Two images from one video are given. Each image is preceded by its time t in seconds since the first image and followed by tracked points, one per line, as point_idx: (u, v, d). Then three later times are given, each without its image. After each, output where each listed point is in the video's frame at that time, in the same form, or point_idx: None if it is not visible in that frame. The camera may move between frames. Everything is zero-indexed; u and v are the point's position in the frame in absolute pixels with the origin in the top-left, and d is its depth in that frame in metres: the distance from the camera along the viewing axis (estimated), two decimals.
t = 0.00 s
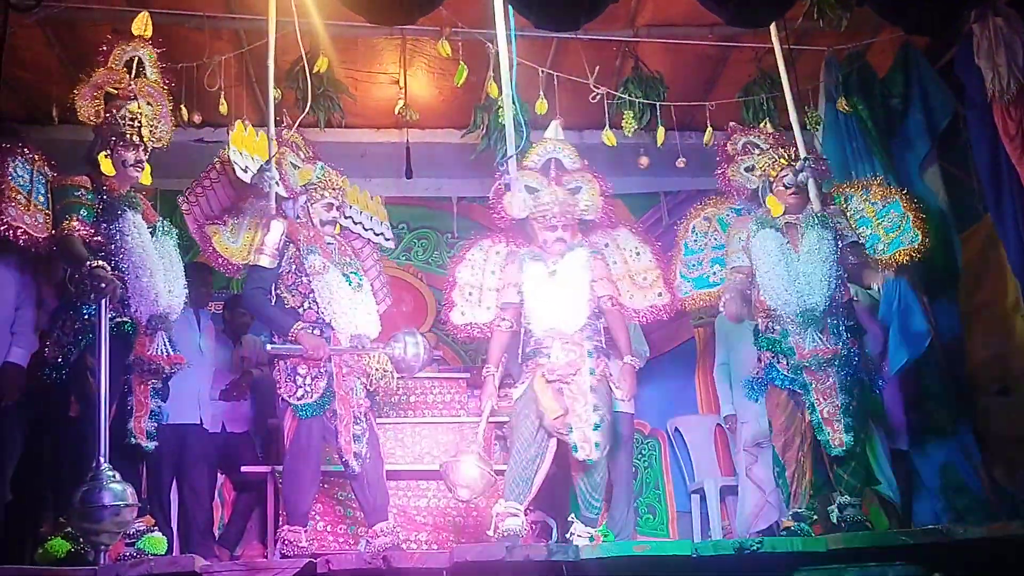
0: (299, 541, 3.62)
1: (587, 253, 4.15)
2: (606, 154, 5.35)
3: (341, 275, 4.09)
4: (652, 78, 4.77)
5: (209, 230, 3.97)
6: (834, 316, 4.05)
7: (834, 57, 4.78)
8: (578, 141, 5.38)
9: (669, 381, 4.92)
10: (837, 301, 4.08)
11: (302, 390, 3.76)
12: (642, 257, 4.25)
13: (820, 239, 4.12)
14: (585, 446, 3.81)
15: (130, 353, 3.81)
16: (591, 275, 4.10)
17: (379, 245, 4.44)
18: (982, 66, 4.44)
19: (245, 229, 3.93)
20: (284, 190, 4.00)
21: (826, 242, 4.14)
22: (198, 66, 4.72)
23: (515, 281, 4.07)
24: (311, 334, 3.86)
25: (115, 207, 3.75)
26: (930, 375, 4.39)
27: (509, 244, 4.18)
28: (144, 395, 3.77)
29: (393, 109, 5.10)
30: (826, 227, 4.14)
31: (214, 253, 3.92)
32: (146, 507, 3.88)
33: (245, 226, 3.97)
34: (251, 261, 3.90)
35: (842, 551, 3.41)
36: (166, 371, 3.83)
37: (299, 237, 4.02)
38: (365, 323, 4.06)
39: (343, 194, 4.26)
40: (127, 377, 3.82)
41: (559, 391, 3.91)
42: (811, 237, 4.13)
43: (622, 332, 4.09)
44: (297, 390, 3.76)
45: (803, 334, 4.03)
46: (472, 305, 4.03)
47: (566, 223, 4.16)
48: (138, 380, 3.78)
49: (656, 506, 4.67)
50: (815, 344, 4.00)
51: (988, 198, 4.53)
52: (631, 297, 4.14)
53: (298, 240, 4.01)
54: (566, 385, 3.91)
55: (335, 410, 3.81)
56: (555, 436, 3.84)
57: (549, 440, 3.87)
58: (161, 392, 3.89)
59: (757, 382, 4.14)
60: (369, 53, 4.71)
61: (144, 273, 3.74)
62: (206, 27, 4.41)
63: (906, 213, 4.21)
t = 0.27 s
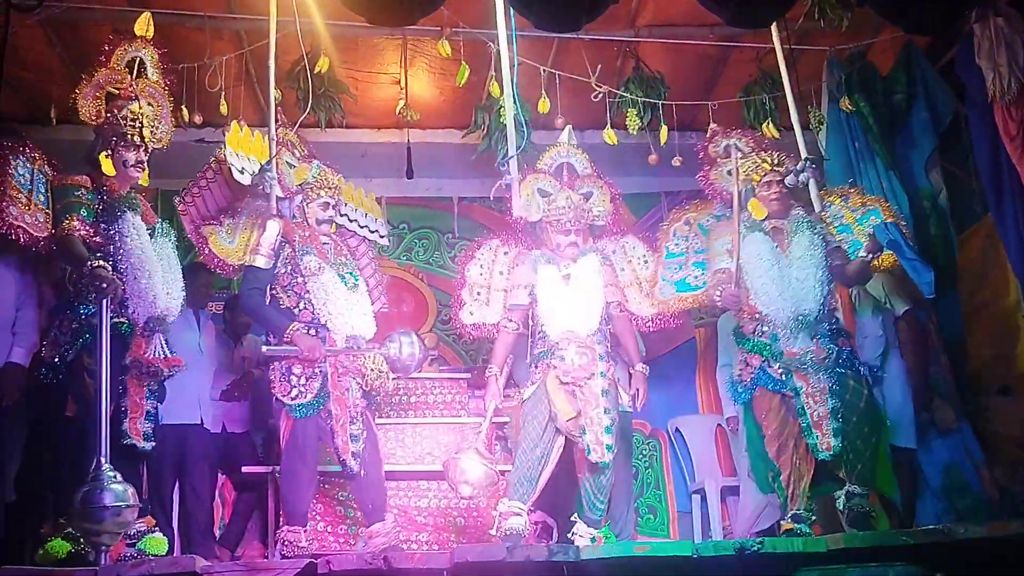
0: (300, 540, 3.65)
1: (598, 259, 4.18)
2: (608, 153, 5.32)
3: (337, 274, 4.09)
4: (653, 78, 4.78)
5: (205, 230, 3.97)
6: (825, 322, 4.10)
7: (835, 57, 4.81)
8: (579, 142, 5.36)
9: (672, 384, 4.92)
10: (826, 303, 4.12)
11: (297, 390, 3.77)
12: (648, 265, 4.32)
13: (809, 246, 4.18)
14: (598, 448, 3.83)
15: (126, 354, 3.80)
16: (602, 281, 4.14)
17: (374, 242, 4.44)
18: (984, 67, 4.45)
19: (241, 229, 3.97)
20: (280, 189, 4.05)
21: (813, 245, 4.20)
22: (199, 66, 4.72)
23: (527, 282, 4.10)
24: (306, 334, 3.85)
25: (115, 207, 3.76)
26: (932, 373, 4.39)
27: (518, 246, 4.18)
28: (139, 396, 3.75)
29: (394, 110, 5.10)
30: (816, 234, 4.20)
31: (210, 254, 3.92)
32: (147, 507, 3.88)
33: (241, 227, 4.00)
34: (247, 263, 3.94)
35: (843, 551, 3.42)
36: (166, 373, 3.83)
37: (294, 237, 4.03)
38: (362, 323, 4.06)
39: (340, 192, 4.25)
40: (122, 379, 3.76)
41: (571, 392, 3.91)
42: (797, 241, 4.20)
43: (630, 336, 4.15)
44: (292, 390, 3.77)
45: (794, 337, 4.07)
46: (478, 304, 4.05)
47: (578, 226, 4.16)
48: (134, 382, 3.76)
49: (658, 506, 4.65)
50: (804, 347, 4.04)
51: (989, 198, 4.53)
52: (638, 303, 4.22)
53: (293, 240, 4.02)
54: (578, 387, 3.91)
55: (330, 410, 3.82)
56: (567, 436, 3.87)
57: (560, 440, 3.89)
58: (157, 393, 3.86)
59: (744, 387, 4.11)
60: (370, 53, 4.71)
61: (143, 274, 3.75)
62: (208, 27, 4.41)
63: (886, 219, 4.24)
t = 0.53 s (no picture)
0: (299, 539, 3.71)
1: (603, 259, 4.20)
2: (610, 152, 5.30)
3: (338, 273, 4.08)
4: (654, 78, 4.79)
5: (204, 234, 3.94)
6: (822, 320, 4.15)
7: (835, 57, 4.81)
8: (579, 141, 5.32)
9: (672, 384, 4.92)
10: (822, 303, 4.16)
11: (296, 390, 3.81)
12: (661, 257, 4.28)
13: (806, 244, 4.23)
14: (597, 448, 3.87)
15: (125, 353, 3.79)
16: (607, 281, 4.15)
17: (383, 235, 4.44)
18: (984, 68, 4.45)
19: (241, 231, 3.96)
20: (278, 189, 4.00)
21: (808, 244, 4.24)
22: (200, 66, 4.72)
23: (532, 283, 4.09)
24: (306, 334, 3.88)
25: (114, 207, 3.77)
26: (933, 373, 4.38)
27: (523, 245, 4.19)
28: (138, 396, 3.75)
29: (395, 110, 5.10)
30: (812, 232, 4.26)
31: (209, 256, 3.88)
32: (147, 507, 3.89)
33: (241, 228, 3.98)
34: (248, 264, 3.91)
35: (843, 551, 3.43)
36: (161, 373, 3.84)
37: (295, 237, 4.04)
38: (363, 321, 4.06)
39: (340, 190, 4.25)
40: (122, 379, 3.76)
41: (572, 392, 3.95)
42: (792, 241, 4.24)
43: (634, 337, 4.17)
44: (290, 389, 3.81)
45: (790, 336, 4.09)
46: (484, 305, 4.07)
47: (582, 227, 4.17)
48: (134, 382, 3.76)
49: (659, 508, 4.56)
50: (800, 346, 4.07)
51: (990, 198, 4.53)
52: (645, 303, 4.18)
53: (294, 240, 4.03)
54: (580, 388, 3.95)
55: (328, 409, 3.85)
56: (568, 436, 3.90)
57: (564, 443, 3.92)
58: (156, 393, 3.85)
59: (742, 386, 4.09)
60: (371, 53, 4.71)
61: (143, 274, 3.76)
62: (209, 27, 4.42)
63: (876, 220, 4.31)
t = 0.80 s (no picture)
0: (301, 539, 3.69)
1: (603, 263, 4.21)
2: (611, 152, 5.30)
3: (345, 272, 4.08)
4: (656, 78, 4.79)
5: (209, 233, 3.91)
6: (825, 320, 4.15)
7: (835, 58, 4.82)
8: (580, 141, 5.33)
9: (673, 385, 4.91)
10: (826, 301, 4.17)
11: (300, 389, 3.83)
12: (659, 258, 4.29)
13: (807, 242, 4.22)
14: (592, 453, 3.86)
15: (126, 353, 3.81)
16: (606, 285, 4.17)
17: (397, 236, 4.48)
18: (986, 69, 4.46)
19: (246, 230, 3.97)
20: (282, 189, 4.08)
21: (810, 243, 4.24)
22: (201, 65, 4.72)
23: (533, 289, 4.14)
24: (311, 334, 3.90)
25: (114, 206, 3.77)
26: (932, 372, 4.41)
27: (526, 249, 4.23)
28: (139, 395, 3.75)
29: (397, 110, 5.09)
30: (813, 231, 4.24)
31: (214, 256, 3.87)
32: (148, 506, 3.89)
33: (247, 228, 3.98)
34: (255, 262, 3.96)
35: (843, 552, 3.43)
36: (167, 372, 3.81)
37: (301, 236, 4.05)
38: (368, 321, 4.05)
39: (349, 190, 4.25)
40: (124, 378, 3.77)
41: (568, 397, 3.96)
42: (795, 240, 4.23)
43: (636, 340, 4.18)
44: (295, 388, 3.84)
45: (793, 335, 4.09)
46: (487, 311, 4.10)
47: (580, 232, 4.20)
48: (135, 381, 3.76)
49: (660, 509, 4.50)
50: (806, 346, 4.07)
51: (991, 199, 4.53)
52: (646, 305, 4.20)
53: (301, 239, 4.04)
54: (577, 393, 3.96)
55: (333, 409, 3.85)
56: (564, 442, 3.90)
57: (561, 448, 3.91)
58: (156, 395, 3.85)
59: (745, 387, 4.08)
60: (373, 52, 4.71)
61: (143, 273, 3.75)
62: (211, 26, 4.42)
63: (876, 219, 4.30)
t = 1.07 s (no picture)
0: (303, 536, 3.71)
1: (595, 254, 4.21)
2: (612, 152, 5.33)
3: (351, 272, 4.09)
4: (658, 79, 4.77)
5: (217, 230, 4.00)
6: (828, 320, 4.18)
7: (837, 60, 4.81)
8: (583, 141, 5.35)
9: (677, 385, 4.88)
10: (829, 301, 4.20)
11: (304, 387, 3.87)
12: (653, 247, 4.30)
13: (811, 241, 4.25)
14: (579, 445, 3.91)
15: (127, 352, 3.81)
16: (599, 275, 4.18)
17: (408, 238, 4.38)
18: (990, 70, 4.53)
19: (255, 229, 3.99)
20: (290, 187, 4.09)
21: (814, 243, 4.26)
22: (205, 65, 4.73)
23: (528, 282, 4.15)
24: (316, 334, 3.92)
25: (117, 206, 3.81)
26: (934, 374, 4.41)
27: (525, 242, 4.23)
28: (141, 395, 3.78)
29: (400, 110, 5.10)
30: (816, 230, 4.28)
31: (222, 252, 3.95)
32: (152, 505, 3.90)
33: (255, 226, 4.02)
34: (263, 260, 4.00)
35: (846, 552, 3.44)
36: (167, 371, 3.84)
37: (309, 234, 4.08)
38: (375, 322, 4.04)
39: (360, 189, 4.24)
40: (125, 376, 3.80)
41: (560, 388, 4.00)
42: (799, 240, 4.24)
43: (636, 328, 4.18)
44: (300, 386, 3.87)
45: (797, 335, 4.11)
46: (487, 304, 4.12)
47: (574, 225, 4.20)
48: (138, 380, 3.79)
49: (661, 509, 4.51)
50: (809, 346, 4.09)
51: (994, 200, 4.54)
52: (647, 290, 4.23)
53: (309, 237, 4.07)
54: (566, 383, 3.99)
55: (339, 408, 3.87)
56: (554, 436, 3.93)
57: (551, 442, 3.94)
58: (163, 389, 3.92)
59: (748, 387, 4.10)
60: (376, 52, 4.71)
61: (145, 272, 3.79)
62: (215, 26, 4.42)
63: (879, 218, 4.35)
